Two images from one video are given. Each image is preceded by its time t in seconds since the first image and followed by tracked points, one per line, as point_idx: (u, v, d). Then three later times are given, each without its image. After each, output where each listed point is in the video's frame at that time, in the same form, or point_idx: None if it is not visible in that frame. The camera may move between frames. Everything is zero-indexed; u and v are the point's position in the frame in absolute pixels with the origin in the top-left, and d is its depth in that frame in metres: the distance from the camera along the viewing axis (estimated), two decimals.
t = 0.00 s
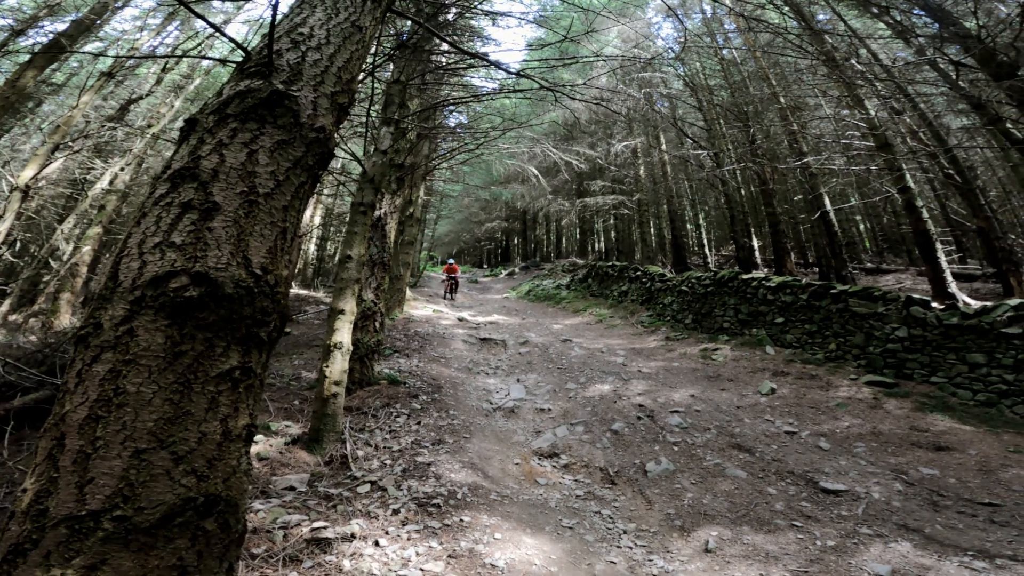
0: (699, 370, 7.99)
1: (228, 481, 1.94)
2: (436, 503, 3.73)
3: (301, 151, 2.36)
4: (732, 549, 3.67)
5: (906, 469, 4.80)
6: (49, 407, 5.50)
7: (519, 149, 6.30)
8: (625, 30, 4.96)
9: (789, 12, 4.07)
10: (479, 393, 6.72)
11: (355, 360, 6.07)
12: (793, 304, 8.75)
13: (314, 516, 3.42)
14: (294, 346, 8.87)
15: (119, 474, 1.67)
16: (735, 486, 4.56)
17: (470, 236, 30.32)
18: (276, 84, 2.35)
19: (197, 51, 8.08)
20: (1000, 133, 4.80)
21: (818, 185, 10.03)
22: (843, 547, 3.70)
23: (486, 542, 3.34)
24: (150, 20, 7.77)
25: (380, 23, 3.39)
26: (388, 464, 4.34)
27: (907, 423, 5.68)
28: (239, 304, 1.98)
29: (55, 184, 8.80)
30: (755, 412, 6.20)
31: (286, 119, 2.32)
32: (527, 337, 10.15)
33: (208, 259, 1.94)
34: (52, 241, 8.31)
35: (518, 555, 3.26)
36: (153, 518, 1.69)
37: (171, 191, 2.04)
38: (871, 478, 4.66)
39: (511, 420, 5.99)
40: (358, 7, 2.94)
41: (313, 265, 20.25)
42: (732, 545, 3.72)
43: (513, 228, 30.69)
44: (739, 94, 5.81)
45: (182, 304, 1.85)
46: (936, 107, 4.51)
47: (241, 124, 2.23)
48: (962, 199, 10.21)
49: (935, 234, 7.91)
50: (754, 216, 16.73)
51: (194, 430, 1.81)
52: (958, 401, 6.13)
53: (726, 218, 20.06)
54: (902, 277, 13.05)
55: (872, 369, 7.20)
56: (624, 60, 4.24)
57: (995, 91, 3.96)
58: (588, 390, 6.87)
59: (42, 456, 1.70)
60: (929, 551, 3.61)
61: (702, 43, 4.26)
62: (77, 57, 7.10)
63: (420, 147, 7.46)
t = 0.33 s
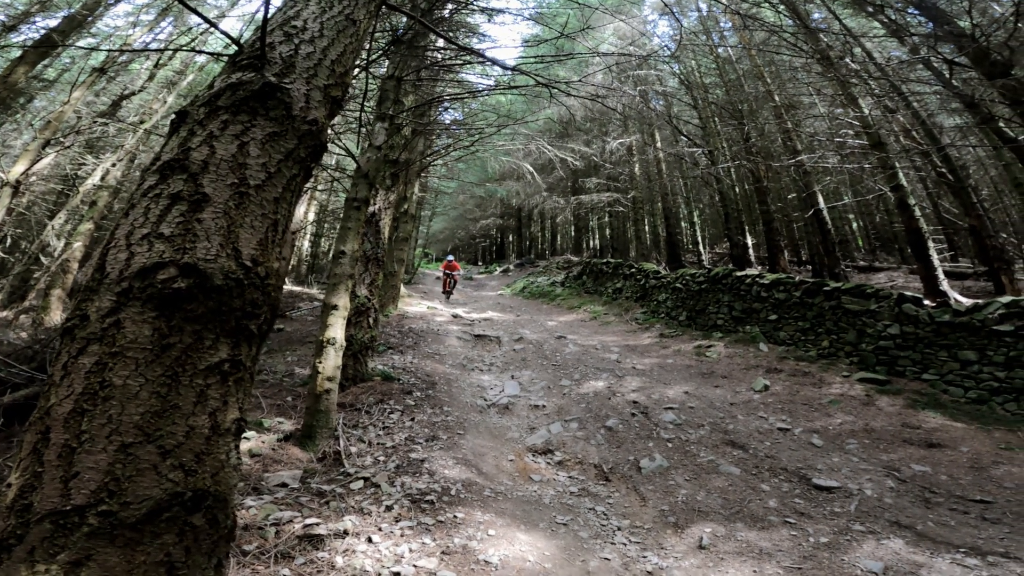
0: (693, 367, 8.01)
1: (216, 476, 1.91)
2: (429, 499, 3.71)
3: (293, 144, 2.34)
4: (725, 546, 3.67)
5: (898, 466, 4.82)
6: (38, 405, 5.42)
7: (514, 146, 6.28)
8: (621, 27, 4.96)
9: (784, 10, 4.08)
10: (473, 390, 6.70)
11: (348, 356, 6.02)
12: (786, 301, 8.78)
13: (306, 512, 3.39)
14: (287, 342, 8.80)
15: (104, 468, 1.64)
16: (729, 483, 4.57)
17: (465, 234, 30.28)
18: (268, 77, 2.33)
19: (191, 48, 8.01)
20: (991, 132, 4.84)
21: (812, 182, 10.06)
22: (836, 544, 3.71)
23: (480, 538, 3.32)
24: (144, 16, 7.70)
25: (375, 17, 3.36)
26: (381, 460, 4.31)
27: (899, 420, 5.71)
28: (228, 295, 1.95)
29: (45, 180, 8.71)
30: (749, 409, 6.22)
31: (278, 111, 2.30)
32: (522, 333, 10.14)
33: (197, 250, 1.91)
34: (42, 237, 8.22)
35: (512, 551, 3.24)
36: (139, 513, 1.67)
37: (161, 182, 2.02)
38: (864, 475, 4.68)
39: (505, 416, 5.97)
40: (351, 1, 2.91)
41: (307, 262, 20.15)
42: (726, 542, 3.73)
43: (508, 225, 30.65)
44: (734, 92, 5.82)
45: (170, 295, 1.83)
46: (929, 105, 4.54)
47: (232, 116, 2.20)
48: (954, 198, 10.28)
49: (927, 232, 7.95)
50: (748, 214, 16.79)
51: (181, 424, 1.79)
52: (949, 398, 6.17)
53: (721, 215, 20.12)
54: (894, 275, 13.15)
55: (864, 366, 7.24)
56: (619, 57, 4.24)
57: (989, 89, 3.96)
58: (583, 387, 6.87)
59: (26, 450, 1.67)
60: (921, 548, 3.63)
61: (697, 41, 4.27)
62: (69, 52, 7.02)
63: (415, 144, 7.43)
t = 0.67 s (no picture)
0: (684, 354, 8.05)
1: (202, 460, 1.88)
2: (421, 487, 3.69)
3: (280, 125, 2.31)
4: (717, 532, 3.70)
5: (885, 452, 4.88)
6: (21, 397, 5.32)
7: (504, 135, 6.25)
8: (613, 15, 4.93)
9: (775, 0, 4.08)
10: (465, 378, 6.69)
11: (338, 344, 5.97)
12: (775, 289, 8.84)
13: (297, 501, 3.36)
14: (276, 330, 8.73)
15: (87, 451, 1.61)
16: (719, 469, 4.60)
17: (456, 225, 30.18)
18: (254, 60, 2.29)
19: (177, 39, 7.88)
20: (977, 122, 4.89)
21: (801, 171, 10.09)
22: (825, 529, 3.75)
23: (472, 525, 3.31)
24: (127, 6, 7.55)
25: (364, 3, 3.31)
26: (372, 449, 4.29)
27: (886, 406, 5.78)
28: (214, 275, 1.92)
29: (29, 173, 8.54)
30: (739, 395, 6.25)
31: (264, 94, 2.27)
32: (513, 322, 10.14)
33: (180, 230, 1.88)
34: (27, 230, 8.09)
35: (504, 538, 3.24)
36: (123, 498, 1.64)
37: (144, 164, 1.98)
38: (852, 461, 4.73)
39: (497, 404, 5.96)
40: None
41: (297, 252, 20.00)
42: (717, 528, 3.75)
43: (499, 216, 30.59)
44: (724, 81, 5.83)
45: (153, 275, 1.79)
46: (918, 96, 4.58)
47: (217, 98, 2.17)
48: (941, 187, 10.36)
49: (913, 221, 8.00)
50: (737, 203, 16.88)
51: (165, 406, 1.75)
52: (936, 384, 6.25)
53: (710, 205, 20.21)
54: (881, 263, 13.30)
55: (852, 353, 7.32)
56: (612, 47, 4.25)
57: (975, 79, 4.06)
58: (574, 374, 6.87)
59: (7, 435, 1.64)
60: (909, 534, 3.67)
61: (688, 31, 4.27)
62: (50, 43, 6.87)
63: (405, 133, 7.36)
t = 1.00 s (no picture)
0: (668, 349, 8.12)
1: (179, 438, 1.85)
2: (405, 475, 3.67)
3: (268, 106, 2.31)
4: (699, 522, 3.75)
5: (864, 445, 4.97)
6: None
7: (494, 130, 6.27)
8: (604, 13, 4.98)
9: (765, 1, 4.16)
10: (450, 369, 6.67)
11: (323, 334, 5.90)
12: (758, 284, 8.96)
13: (278, 489, 3.32)
14: (259, 321, 8.61)
15: (60, 427, 1.56)
16: (702, 460, 4.64)
17: (444, 219, 30.08)
18: (244, 42, 2.29)
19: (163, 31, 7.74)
20: (957, 123, 5.04)
21: (786, 171, 10.23)
22: (805, 520, 3.81)
23: (456, 513, 3.30)
24: None
25: None
26: (356, 438, 4.25)
27: (864, 400, 5.90)
28: (196, 249, 1.90)
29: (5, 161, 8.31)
30: (721, 389, 6.33)
31: (252, 75, 2.26)
32: (499, 315, 10.14)
33: (163, 203, 1.86)
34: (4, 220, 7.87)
35: (488, 526, 3.23)
36: (96, 475, 1.60)
37: (128, 140, 1.96)
38: (831, 453, 4.81)
39: (482, 396, 5.95)
40: None
41: (282, 245, 19.77)
42: (699, 518, 3.80)
43: (487, 211, 30.56)
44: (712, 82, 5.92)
45: (134, 247, 1.76)
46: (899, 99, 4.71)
47: (206, 78, 2.16)
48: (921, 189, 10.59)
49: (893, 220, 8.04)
50: (723, 201, 17.09)
51: (143, 380, 1.72)
52: (913, 378, 6.40)
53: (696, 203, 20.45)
54: (860, 261, 13.59)
55: (832, 348, 7.46)
56: (602, 44, 4.33)
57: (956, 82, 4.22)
58: (559, 366, 6.88)
59: None
60: (887, 525, 3.74)
61: (678, 30, 4.34)
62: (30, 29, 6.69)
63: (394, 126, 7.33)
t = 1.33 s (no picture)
0: (657, 335, 8.17)
1: (160, 410, 1.80)
2: (393, 459, 3.65)
3: (254, 83, 2.29)
4: (688, 504, 3.78)
5: (849, 429, 5.04)
6: None
7: (482, 120, 6.28)
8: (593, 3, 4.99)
9: None
10: (439, 356, 6.64)
11: (310, 321, 5.85)
12: (745, 271, 9.04)
13: (265, 474, 3.29)
14: (246, 310, 8.51)
15: (37, 396, 1.51)
16: (690, 443, 4.68)
17: (434, 211, 29.95)
18: (230, 21, 2.27)
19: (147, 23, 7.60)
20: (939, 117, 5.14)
21: (772, 160, 10.31)
22: (792, 502, 3.85)
23: (445, 495, 3.29)
24: None
25: None
26: (344, 423, 4.21)
27: (849, 384, 5.99)
28: (180, 217, 1.87)
29: None
30: (709, 373, 6.39)
31: (238, 52, 2.25)
32: (489, 304, 10.14)
33: (147, 172, 1.84)
34: None
35: (477, 508, 3.23)
36: (73, 447, 1.55)
37: (112, 113, 1.94)
38: (817, 437, 4.86)
39: (471, 381, 5.94)
40: None
41: (268, 236, 19.60)
42: (689, 500, 3.84)
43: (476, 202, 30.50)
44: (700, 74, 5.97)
45: (116, 214, 1.74)
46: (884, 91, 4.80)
47: (191, 56, 2.14)
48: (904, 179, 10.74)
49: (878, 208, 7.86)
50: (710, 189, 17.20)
51: (123, 348, 1.68)
52: (896, 363, 6.52)
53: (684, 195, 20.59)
54: (845, 249, 13.77)
55: (818, 334, 7.57)
56: (591, 34, 4.36)
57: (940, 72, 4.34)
58: (548, 353, 6.87)
59: None
60: (872, 507, 3.80)
61: (667, 22, 4.39)
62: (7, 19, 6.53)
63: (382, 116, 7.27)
